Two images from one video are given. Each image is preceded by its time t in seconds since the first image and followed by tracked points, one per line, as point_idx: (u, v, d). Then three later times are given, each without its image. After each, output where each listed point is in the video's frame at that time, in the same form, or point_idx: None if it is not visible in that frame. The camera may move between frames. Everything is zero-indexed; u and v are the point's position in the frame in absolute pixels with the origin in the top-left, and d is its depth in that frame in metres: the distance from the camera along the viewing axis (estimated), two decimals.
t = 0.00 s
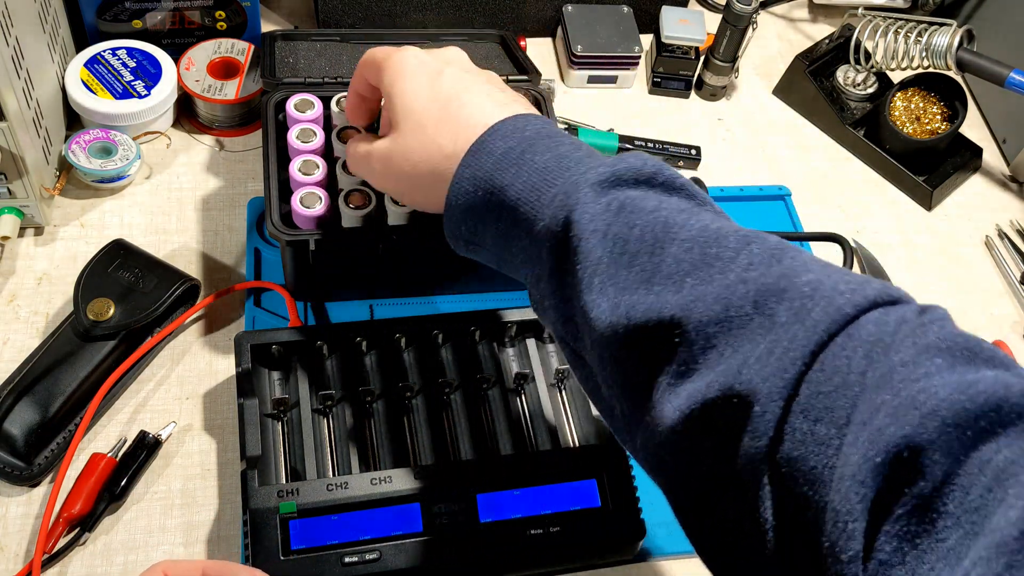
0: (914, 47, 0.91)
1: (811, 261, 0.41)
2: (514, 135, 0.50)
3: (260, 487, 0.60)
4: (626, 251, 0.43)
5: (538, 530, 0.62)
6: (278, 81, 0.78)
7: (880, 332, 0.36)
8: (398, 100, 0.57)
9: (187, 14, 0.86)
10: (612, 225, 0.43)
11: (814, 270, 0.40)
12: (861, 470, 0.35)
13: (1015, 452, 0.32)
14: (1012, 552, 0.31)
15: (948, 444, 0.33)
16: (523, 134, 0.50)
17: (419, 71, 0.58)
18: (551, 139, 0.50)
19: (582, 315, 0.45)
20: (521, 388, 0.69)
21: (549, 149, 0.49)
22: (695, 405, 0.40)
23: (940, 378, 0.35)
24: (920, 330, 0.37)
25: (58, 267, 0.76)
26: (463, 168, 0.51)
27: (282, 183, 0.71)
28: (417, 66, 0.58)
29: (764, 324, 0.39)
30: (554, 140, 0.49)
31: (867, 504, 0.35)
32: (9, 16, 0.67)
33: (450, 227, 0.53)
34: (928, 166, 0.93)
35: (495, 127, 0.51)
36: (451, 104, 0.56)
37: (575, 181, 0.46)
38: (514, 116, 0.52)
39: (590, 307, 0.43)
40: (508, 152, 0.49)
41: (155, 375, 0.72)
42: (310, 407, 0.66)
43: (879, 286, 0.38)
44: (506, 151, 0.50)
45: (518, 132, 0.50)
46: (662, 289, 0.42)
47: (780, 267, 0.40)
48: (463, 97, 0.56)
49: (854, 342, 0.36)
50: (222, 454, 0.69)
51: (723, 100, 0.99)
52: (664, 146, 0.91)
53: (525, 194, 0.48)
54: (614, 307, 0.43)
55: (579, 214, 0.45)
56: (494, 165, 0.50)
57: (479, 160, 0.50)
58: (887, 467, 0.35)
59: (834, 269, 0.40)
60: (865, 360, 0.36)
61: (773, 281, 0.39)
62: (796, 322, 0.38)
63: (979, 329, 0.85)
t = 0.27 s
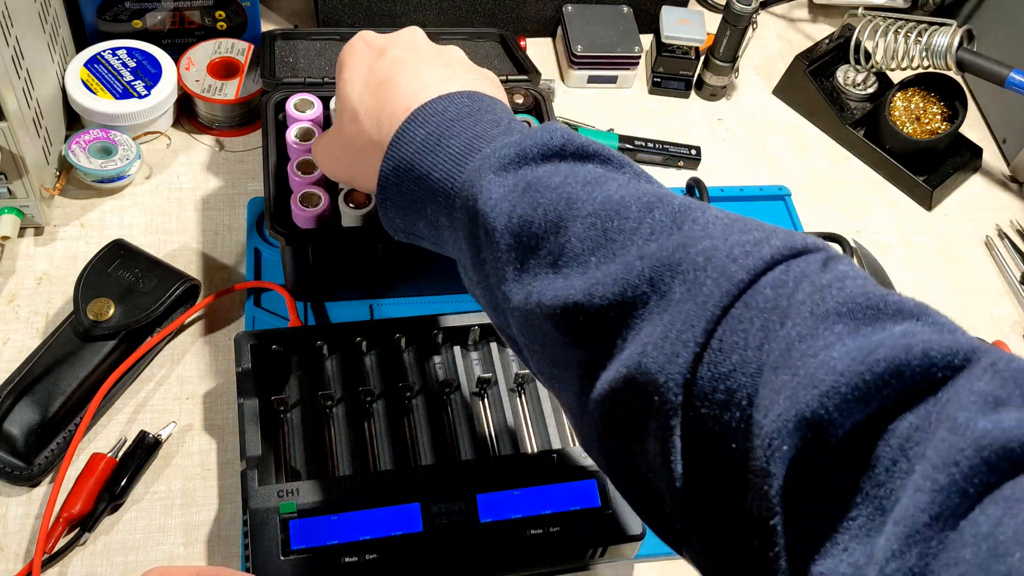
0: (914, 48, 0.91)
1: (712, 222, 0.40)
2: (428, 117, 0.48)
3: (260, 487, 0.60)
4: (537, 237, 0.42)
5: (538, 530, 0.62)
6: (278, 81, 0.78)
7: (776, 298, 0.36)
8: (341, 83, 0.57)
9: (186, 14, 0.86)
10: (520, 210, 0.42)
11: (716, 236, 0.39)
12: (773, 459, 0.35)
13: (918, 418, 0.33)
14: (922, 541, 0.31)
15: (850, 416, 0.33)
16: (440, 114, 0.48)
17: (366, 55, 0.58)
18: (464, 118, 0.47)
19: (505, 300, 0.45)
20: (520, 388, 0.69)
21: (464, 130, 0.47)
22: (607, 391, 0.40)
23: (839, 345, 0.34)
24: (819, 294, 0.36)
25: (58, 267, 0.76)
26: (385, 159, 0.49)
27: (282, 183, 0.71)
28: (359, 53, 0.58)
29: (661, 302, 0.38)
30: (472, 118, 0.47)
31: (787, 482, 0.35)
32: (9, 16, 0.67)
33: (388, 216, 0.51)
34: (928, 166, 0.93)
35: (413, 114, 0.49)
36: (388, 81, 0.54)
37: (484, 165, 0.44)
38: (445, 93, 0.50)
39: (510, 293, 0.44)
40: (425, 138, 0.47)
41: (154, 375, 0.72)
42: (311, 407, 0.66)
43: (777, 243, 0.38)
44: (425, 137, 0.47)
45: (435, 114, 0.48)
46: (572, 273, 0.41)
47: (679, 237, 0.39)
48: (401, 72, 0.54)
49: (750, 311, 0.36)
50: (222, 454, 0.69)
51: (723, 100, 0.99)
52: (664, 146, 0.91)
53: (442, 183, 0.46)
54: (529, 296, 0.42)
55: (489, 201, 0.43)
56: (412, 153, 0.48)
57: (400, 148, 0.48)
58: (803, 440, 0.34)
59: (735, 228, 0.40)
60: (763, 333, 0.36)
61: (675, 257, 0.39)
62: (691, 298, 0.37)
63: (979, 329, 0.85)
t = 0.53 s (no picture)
0: (914, 48, 0.91)
1: (725, 220, 0.40)
2: (448, 115, 0.49)
3: (260, 487, 0.60)
4: (549, 227, 0.42)
5: (538, 530, 0.62)
6: (278, 81, 0.78)
7: (787, 291, 0.36)
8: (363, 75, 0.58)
9: (186, 14, 0.86)
10: (536, 200, 0.42)
11: (730, 232, 0.39)
12: (778, 447, 0.34)
13: (925, 413, 0.32)
14: (925, 535, 0.30)
15: (857, 406, 0.33)
16: (466, 112, 0.49)
17: (389, 49, 0.59)
18: (483, 118, 0.48)
19: (513, 290, 0.44)
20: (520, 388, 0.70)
21: (483, 127, 0.47)
22: (612, 380, 0.39)
23: (849, 338, 0.34)
24: (831, 289, 0.35)
25: (58, 267, 0.76)
26: (403, 151, 0.49)
27: (281, 183, 0.71)
28: (384, 46, 0.59)
29: (671, 293, 0.38)
30: (491, 120, 0.48)
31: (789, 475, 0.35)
32: (9, 16, 0.67)
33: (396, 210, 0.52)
34: (928, 166, 0.93)
35: (434, 112, 0.50)
36: (412, 79, 0.56)
37: (503, 158, 0.45)
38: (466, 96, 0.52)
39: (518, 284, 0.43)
40: (445, 134, 0.48)
41: (154, 375, 0.72)
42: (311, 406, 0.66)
43: (789, 241, 0.37)
44: (443, 133, 0.48)
45: (456, 112, 0.49)
46: (582, 262, 0.41)
47: (692, 230, 0.39)
48: (425, 72, 0.56)
49: (761, 303, 0.36)
50: (222, 454, 0.69)
51: (723, 100, 0.99)
52: (664, 146, 0.91)
53: (459, 175, 0.46)
54: (538, 284, 0.42)
55: (506, 191, 0.43)
56: (430, 147, 0.48)
57: (418, 142, 0.49)
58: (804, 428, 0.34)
59: (748, 226, 0.39)
60: (773, 324, 0.35)
61: (688, 247, 0.38)
62: (702, 289, 0.37)
63: (979, 329, 0.85)
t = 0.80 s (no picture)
0: (914, 48, 0.91)
1: (723, 229, 0.40)
2: (452, 126, 0.50)
3: (260, 487, 0.60)
4: (548, 238, 0.42)
5: (538, 530, 0.62)
6: (278, 81, 0.78)
7: (784, 302, 0.35)
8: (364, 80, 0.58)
9: (186, 14, 0.86)
10: (535, 211, 0.43)
11: (728, 241, 0.39)
12: (773, 459, 0.33)
13: (922, 424, 0.31)
14: (921, 548, 0.29)
15: (853, 418, 0.32)
16: (467, 123, 0.50)
17: (390, 56, 0.59)
18: (485, 130, 0.49)
19: (514, 300, 0.45)
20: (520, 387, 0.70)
21: (485, 138, 0.48)
22: (612, 391, 0.39)
23: (845, 349, 0.33)
24: (827, 299, 0.35)
25: (58, 267, 0.76)
26: (405, 161, 0.50)
27: (281, 183, 0.71)
28: (385, 52, 0.60)
29: (668, 304, 0.38)
30: (493, 131, 0.49)
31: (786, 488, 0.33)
32: (9, 16, 0.67)
33: (399, 220, 0.53)
34: (928, 166, 0.93)
35: (433, 122, 0.51)
36: (414, 86, 0.56)
37: (503, 169, 0.45)
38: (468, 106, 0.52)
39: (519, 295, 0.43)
40: (446, 145, 0.49)
41: (154, 375, 0.72)
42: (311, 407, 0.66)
43: (787, 250, 0.37)
44: (445, 144, 0.49)
45: (458, 123, 0.50)
46: (581, 273, 0.41)
47: (690, 240, 0.39)
48: (427, 80, 0.56)
49: (758, 314, 0.36)
50: (221, 454, 0.69)
51: (723, 100, 0.99)
52: (664, 146, 0.91)
53: (460, 185, 0.47)
54: (538, 295, 0.42)
55: (506, 203, 0.44)
56: (431, 158, 0.49)
57: (421, 153, 0.50)
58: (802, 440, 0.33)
59: (747, 236, 0.39)
60: (770, 335, 0.35)
61: (686, 257, 0.38)
62: (699, 300, 0.37)
63: (979, 329, 0.85)
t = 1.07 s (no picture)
0: (914, 48, 0.91)
1: (718, 228, 0.40)
2: (448, 124, 0.50)
3: (260, 487, 0.60)
4: (543, 237, 0.42)
5: (538, 530, 0.62)
6: (278, 81, 0.78)
7: (777, 300, 0.35)
8: (361, 77, 0.58)
9: (186, 14, 0.86)
10: (531, 210, 0.43)
11: (723, 240, 0.39)
12: (765, 457, 0.33)
13: (914, 422, 0.31)
14: (912, 546, 0.28)
15: (846, 415, 0.32)
16: (465, 121, 0.50)
17: (386, 54, 0.59)
18: (482, 128, 0.49)
19: (510, 299, 0.45)
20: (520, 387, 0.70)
21: (481, 137, 0.48)
22: (606, 390, 0.39)
23: (838, 346, 0.33)
24: (820, 297, 0.35)
25: (58, 267, 0.76)
26: (402, 160, 0.50)
27: (281, 183, 0.71)
28: (383, 49, 0.60)
29: (663, 302, 0.38)
30: (489, 131, 0.49)
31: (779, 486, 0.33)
32: (9, 16, 0.67)
33: (395, 219, 0.53)
34: (928, 166, 0.93)
35: (430, 121, 0.50)
36: (411, 85, 0.56)
37: (499, 168, 0.45)
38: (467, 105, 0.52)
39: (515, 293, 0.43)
40: (443, 143, 0.49)
41: (154, 375, 0.72)
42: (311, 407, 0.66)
43: (781, 249, 0.37)
44: (441, 143, 0.49)
45: (454, 121, 0.50)
46: (576, 271, 0.41)
47: (684, 239, 0.39)
48: (425, 79, 0.56)
49: (751, 313, 0.36)
50: (221, 454, 0.69)
51: (723, 100, 0.99)
52: (664, 146, 0.91)
53: (456, 185, 0.47)
54: (533, 294, 0.43)
55: (501, 202, 0.44)
56: (428, 156, 0.49)
57: (418, 152, 0.50)
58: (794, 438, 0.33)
59: (742, 235, 0.39)
60: (764, 333, 0.35)
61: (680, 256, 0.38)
62: (693, 298, 0.37)
63: (979, 329, 0.85)
